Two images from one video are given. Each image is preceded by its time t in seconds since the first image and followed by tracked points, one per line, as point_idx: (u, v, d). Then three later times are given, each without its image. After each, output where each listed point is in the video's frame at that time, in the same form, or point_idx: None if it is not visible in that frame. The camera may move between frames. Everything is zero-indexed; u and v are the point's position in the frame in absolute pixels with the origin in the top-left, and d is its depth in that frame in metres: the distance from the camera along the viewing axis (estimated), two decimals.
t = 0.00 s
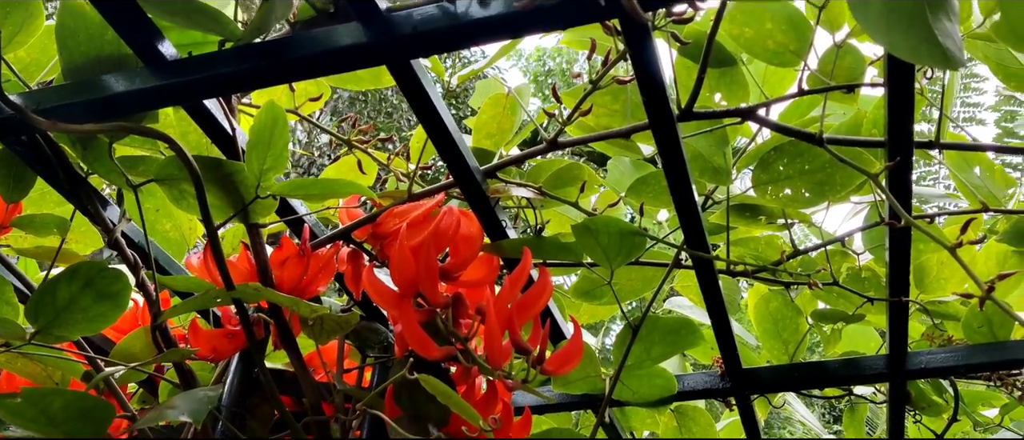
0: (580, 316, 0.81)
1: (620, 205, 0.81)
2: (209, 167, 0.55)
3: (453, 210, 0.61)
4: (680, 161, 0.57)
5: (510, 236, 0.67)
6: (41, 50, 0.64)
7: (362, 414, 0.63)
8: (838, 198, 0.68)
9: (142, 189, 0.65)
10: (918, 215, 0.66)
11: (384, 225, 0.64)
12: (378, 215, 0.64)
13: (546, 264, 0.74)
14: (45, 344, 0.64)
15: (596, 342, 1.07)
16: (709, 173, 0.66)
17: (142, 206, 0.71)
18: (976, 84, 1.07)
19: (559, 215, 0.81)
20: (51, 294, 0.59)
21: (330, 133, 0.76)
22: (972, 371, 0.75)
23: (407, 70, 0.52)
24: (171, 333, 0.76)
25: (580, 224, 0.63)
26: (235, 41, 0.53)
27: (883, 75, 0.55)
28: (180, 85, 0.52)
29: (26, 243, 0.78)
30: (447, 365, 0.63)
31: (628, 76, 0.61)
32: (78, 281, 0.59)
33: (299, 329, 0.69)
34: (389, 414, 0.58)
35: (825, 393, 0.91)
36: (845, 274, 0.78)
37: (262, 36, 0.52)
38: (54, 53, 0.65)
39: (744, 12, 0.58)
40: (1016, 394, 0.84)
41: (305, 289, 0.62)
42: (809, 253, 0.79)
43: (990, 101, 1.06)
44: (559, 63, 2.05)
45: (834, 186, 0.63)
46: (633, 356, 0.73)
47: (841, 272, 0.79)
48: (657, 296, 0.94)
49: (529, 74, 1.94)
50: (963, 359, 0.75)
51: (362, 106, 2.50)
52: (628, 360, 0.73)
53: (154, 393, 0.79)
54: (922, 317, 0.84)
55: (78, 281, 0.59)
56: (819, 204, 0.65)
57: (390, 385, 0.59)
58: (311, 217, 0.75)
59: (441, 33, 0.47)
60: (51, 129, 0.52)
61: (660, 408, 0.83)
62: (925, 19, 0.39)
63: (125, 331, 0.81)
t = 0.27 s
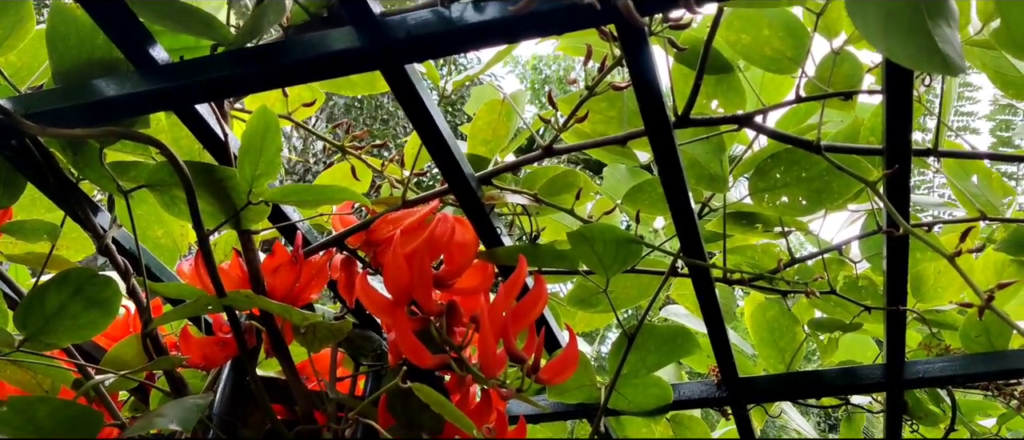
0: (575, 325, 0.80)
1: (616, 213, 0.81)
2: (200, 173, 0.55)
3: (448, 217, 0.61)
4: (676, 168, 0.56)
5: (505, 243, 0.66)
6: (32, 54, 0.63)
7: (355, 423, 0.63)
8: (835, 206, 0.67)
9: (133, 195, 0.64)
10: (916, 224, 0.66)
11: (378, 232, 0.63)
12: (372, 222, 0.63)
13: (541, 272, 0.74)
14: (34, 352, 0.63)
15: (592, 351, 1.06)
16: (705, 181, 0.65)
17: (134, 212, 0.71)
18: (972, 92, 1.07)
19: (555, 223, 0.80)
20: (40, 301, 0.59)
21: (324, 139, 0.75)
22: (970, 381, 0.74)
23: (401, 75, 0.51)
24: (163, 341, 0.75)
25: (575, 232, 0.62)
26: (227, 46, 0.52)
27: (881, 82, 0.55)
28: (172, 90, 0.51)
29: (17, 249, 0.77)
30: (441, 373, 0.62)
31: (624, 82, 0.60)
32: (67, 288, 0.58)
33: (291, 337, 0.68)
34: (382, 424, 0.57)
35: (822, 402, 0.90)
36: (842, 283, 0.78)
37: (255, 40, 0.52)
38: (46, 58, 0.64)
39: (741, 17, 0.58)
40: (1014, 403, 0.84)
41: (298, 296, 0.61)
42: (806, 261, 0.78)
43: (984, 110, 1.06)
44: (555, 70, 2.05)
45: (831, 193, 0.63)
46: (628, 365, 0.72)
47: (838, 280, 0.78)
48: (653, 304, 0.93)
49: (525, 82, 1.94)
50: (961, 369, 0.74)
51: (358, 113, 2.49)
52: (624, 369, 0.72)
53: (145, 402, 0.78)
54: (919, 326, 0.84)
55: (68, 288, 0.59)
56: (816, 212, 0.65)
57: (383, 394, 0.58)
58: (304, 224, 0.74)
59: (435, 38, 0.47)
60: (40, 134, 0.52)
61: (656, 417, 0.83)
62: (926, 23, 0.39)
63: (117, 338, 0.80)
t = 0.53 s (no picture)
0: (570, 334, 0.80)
1: (612, 222, 0.81)
2: (191, 181, 0.54)
3: (441, 225, 0.60)
4: (672, 177, 0.56)
5: (500, 252, 0.66)
6: (23, 61, 0.63)
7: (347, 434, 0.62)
8: (832, 216, 0.67)
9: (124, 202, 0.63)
10: (912, 233, 0.65)
11: (371, 240, 0.63)
12: (365, 230, 0.63)
13: (536, 281, 0.73)
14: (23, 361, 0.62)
15: (587, 361, 1.05)
16: (701, 189, 0.65)
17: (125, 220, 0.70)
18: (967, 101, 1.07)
19: (550, 231, 0.80)
20: (29, 309, 0.58)
21: (317, 147, 0.74)
22: (968, 392, 0.73)
23: (394, 82, 0.51)
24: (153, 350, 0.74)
25: (570, 240, 0.62)
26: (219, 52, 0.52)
27: (878, 91, 0.55)
28: (162, 96, 0.51)
29: (7, 257, 0.77)
30: (434, 383, 0.62)
31: (620, 90, 0.60)
32: (57, 296, 0.58)
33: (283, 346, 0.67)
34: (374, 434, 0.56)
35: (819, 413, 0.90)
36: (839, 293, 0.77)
37: (247, 46, 0.51)
38: (36, 64, 0.64)
39: (738, 25, 0.57)
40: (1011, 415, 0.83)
41: (290, 305, 0.60)
42: (802, 271, 0.78)
43: (979, 120, 1.05)
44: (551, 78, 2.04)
45: (828, 203, 0.63)
46: (624, 375, 0.72)
47: (834, 290, 0.78)
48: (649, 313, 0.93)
49: (521, 89, 1.93)
50: (958, 379, 0.74)
51: (354, 120, 2.49)
52: (619, 379, 0.71)
53: (136, 411, 0.77)
54: (916, 336, 0.83)
55: (57, 297, 0.58)
56: (813, 221, 0.64)
57: (375, 404, 0.57)
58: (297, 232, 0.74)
59: (429, 45, 0.46)
60: (29, 141, 0.51)
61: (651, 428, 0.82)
62: (925, 30, 0.38)
63: (107, 347, 0.79)
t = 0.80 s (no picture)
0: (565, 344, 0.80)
1: (607, 232, 0.80)
2: (184, 190, 0.54)
3: (436, 235, 0.60)
4: (667, 188, 0.56)
5: (494, 262, 0.65)
6: (15, 69, 0.62)
7: None
8: (828, 227, 0.67)
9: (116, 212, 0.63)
10: (908, 244, 0.65)
11: (364, 250, 0.62)
12: (359, 240, 0.62)
13: (531, 291, 0.73)
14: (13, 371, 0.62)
15: (583, 371, 1.05)
16: (697, 200, 0.65)
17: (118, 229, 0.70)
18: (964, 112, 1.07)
19: (545, 241, 0.79)
20: (19, 319, 0.57)
21: (311, 156, 0.74)
22: (966, 404, 0.73)
23: (389, 91, 0.50)
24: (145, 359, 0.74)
25: (565, 250, 0.61)
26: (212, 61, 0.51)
27: (875, 102, 0.54)
28: (154, 105, 0.50)
29: None
30: (428, 394, 0.61)
31: (615, 100, 0.60)
32: (47, 306, 0.58)
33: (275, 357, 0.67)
34: None
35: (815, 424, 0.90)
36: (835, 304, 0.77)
37: (240, 55, 0.51)
38: (28, 72, 0.63)
39: (733, 36, 0.57)
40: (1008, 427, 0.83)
41: (282, 315, 0.60)
42: (798, 282, 0.78)
43: (975, 130, 1.05)
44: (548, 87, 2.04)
45: (824, 213, 0.63)
46: (619, 386, 0.71)
47: (830, 301, 0.78)
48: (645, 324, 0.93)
49: (518, 99, 1.93)
50: (956, 391, 0.73)
51: (350, 128, 2.48)
52: (614, 390, 0.71)
53: (127, 422, 0.77)
54: (913, 347, 0.83)
55: (48, 307, 0.58)
56: (809, 232, 0.64)
57: (368, 415, 0.57)
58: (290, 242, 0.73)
59: (424, 54, 0.46)
60: (20, 149, 0.51)
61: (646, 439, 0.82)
62: (921, 43, 0.38)
63: (100, 356, 0.78)
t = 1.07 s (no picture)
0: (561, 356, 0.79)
1: (604, 243, 0.80)
2: (178, 200, 0.54)
3: (431, 246, 0.59)
4: (663, 199, 0.55)
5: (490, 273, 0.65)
6: (9, 78, 0.62)
7: None
8: (825, 238, 0.66)
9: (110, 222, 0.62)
10: (905, 256, 0.65)
11: (359, 261, 0.62)
12: (353, 251, 0.62)
13: (527, 302, 0.72)
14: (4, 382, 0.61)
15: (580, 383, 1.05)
16: (693, 211, 0.64)
17: (112, 239, 0.69)
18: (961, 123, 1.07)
19: (541, 251, 0.79)
20: (11, 330, 0.57)
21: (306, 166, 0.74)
22: (963, 417, 0.73)
23: (384, 102, 0.50)
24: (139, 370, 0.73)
25: (562, 262, 0.61)
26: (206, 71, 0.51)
27: (872, 113, 0.54)
28: (148, 114, 0.50)
29: None
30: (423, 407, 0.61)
31: (612, 111, 0.60)
32: (39, 317, 0.57)
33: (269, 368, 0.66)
34: None
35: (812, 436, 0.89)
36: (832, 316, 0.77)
37: (234, 65, 0.51)
38: (22, 82, 0.63)
39: (730, 47, 0.57)
40: None
41: (277, 327, 0.59)
42: (795, 294, 0.77)
43: (973, 141, 1.05)
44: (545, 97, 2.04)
45: (821, 225, 0.63)
46: (615, 398, 0.71)
47: (827, 313, 0.77)
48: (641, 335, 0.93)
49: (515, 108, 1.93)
50: (953, 403, 0.73)
51: (347, 137, 2.48)
52: (609, 402, 0.70)
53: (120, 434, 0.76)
54: (910, 359, 0.83)
55: (40, 318, 0.57)
56: (806, 244, 0.64)
57: (362, 428, 0.56)
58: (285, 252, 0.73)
59: (419, 65, 0.46)
60: (13, 159, 0.50)
61: None
62: (918, 55, 0.38)
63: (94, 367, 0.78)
